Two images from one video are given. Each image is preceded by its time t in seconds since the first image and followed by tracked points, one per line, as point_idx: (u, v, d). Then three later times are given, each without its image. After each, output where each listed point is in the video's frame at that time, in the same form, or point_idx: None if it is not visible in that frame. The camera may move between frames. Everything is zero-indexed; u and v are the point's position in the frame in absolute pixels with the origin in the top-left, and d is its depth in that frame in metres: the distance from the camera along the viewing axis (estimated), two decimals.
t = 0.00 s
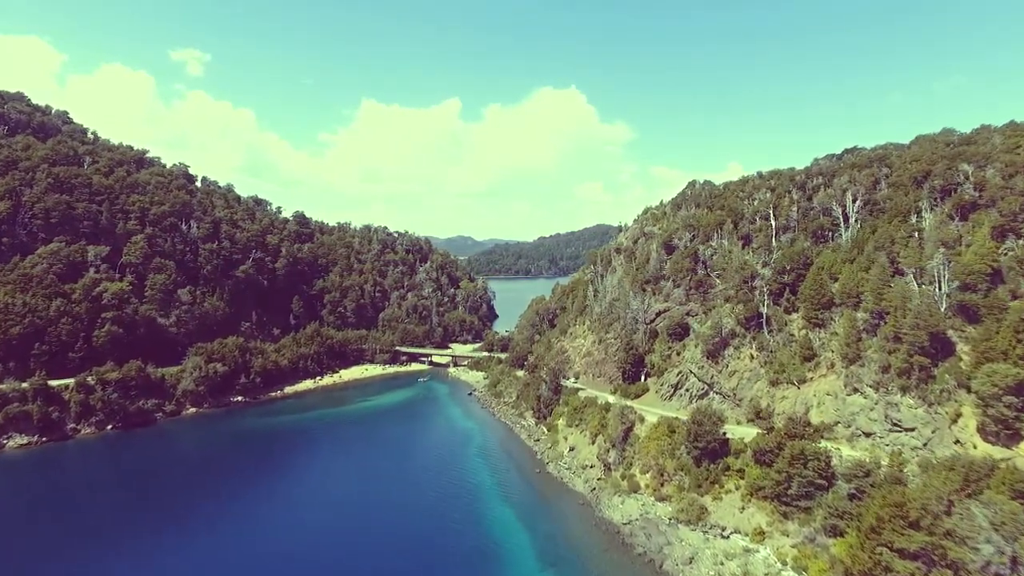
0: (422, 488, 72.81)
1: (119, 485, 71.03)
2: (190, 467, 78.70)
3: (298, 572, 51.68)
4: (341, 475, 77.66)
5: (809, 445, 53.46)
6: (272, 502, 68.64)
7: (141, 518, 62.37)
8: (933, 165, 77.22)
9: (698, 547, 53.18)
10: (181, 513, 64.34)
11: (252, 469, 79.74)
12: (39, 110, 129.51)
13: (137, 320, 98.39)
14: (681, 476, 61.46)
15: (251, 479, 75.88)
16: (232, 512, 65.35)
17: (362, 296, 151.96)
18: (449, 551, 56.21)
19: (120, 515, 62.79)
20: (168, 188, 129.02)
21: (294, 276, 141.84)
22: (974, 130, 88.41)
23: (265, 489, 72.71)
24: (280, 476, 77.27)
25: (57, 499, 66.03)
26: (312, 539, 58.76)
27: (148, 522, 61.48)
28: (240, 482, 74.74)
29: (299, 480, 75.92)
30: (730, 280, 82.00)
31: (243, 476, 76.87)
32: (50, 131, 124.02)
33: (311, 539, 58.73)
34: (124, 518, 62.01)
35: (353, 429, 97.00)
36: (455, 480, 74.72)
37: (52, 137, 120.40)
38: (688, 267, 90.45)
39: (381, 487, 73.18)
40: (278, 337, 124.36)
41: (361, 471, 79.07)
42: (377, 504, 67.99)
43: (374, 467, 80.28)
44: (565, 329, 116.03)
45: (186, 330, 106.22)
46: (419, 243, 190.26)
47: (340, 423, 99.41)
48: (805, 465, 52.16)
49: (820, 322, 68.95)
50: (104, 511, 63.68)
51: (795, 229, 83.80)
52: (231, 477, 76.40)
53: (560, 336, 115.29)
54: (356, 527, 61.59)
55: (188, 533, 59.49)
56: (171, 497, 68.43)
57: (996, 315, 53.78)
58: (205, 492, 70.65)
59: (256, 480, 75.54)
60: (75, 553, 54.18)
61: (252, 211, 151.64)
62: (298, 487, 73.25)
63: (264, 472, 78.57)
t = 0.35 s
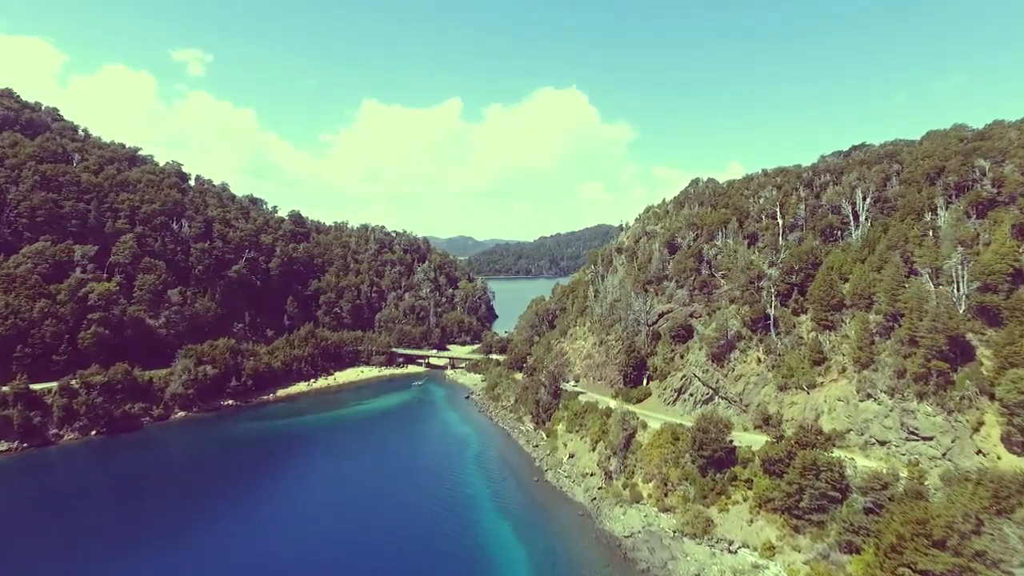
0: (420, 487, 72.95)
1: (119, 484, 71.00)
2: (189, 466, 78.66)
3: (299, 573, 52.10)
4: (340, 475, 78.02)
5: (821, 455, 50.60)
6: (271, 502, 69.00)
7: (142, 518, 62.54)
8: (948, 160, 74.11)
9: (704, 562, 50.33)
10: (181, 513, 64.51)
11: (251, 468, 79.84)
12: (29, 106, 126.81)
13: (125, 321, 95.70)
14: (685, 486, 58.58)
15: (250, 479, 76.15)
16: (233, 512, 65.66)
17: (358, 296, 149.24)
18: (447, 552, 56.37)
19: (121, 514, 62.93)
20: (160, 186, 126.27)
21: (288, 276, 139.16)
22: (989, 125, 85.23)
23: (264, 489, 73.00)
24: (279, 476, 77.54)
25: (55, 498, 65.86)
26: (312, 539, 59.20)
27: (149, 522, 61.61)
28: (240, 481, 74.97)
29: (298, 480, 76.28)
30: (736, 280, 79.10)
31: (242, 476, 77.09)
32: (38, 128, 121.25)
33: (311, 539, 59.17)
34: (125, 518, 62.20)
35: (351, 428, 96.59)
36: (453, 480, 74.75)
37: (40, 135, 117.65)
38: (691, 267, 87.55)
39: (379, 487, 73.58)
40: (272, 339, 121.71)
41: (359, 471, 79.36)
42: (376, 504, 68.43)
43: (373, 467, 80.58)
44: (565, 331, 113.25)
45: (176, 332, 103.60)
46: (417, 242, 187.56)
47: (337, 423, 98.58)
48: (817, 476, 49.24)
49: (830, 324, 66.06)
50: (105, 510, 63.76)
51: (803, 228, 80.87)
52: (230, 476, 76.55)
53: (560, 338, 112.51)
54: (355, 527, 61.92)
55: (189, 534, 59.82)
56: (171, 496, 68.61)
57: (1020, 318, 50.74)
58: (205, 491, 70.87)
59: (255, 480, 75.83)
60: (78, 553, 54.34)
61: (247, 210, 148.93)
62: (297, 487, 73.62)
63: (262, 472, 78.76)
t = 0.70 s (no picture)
0: (418, 488, 72.40)
1: (117, 485, 70.37)
2: (186, 467, 78.08)
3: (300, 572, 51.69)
4: (338, 475, 77.57)
5: (833, 467, 47.70)
6: (271, 501, 68.62)
7: (141, 518, 61.92)
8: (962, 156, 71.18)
9: None
10: (180, 513, 63.98)
11: (248, 469, 79.27)
12: (15, 102, 123.81)
13: (109, 323, 92.82)
14: (688, 498, 55.73)
15: (248, 479, 75.73)
16: (232, 512, 65.20)
17: (353, 297, 146.39)
18: (447, 553, 55.82)
19: (120, 514, 62.37)
20: (149, 184, 123.32)
21: (281, 277, 136.28)
22: (1002, 120, 82.26)
23: (262, 489, 72.56)
24: (276, 476, 77.09)
25: (52, 500, 65.08)
26: (312, 538, 58.81)
27: (148, 522, 61.04)
28: (238, 482, 74.47)
29: (296, 480, 75.88)
30: (740, 281, 76.21)
31: (240, 476, 76.59)
32: (24, 125, 118.23)
33: (312, 538, 58.80)
34: (125, 518, 61.66)
35: (345, 430, 95.03)
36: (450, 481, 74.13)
37: (26, 131, 114.63)
38: (694, 267, 84.64)
39: (379, 487, 73.15)
40: (263, 341, 118.92)
41: (357, 472, 78.84)
42: (376, 504, 68.06)
43: (371, 468, 80.10)
44: (564, 332, 110.44)
45: (163, 333, 100.78)
46: (414, 242, 184.78)
47: (332, 425, 97.01)
48: (829, 490, 46.36)
49: (839, 327, 63.24)
50: (104, 511, 63.14)
51: (810, 226, 77.89)
52: (227, 477, 76.03)
53: (559, 340, 109.67)
54: (355, 527, 61.49)
55: (189, 533, 59.36)
56: (170, 497, 68.08)
57: None
58: (203, 492, 70.41)
59: (253, 480, 75.37)
60: (78, 553, 53.70)
61: (240, 209, 146.01)
62: (295, 487, 73.23)
63: (260, 472, 78.29)
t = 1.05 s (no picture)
0: (419, 488, 71.30)
1: (114, 485, 69.56)
2: (185, 466, 77.28)
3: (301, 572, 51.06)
4: (338, 474, 76.68)
5: (848, 479, 44.79)
6: (271, 500, 68.10)
7: (139, 518, 61.20)
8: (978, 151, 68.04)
9: None
10: (178, 514, 63.20)
11: (247, 467, 78.44)
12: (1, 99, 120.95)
13: (93, 325, 89.81)
14: (692, 511, 52.72)
15: (248, 477, 75.03)
16: (230, 513, 64.38)
17: (347, 298, 143.40)
18: (447, 553, 55.04)
19: (120, 514, 61.87)
20: (138, 183, 120.37)
21: (273, 278, 133.38)
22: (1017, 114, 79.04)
23: (262, 487, 71.85)
24: (276, 475, 76.33)
25: (50, 500, 64.41)
26: (312, 538, 58.17)
27: (146, 522, 60.33)
28: (237, 481, 73.68)
29: (296, 479, 75.17)
30: (745, 282, 73.20)
31: (239, 475, 75.85)
32: (10, 122, 115.34)
33: (312, 538, 58.14)
34: (124, 517, 61.10)
35: (336, 436, 91.76)
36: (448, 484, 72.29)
37: (11, 128, 111.73)
38: (697, 267, 81.54)
39: (380, 485, 72.50)
40: (254, 343, 116.02)
41: (357, 471, 77.86)
42: (377, 502, 67.46)
43: (371, 467, 79.14)
44: (562, 335, 107.47)
45: (150, 336, 97.84)
46: (411, 242, 181.74)
47: (325, 429, 94.18)
48: (844, 505, 43.40)
49: (850, 330, 60.26)
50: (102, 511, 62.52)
51: (817, 225, 74.78)
52: (226, 476, 75.23)
53: (557, 343, 106.71)
54: (356, 526, 60.72)
55: (188, 533, 58.72)
56: (169, 496, 67.47)
57: None
58: (202, 492, 69.71)
59: (253, 480, 74.59)
60: (76, 554, 53.20)
61: (232, 208, 143.09)
62: (294, 486, 72.46)
63: (259, 471, 77.51)
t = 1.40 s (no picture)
0: (412, 486, 72.70)
1: (113, 485, 70.66)
2: (183, 465, 78.50)
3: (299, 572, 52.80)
4: (334, 472, 78.26)
5: (866, 494, 41.72)
6: (271, 503, 69.36)
7: (140, 519, 62.56)
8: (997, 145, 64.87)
9: None
10: (178, 514, 64.76)
11: (244, 467, 79.72)
12: None
13: (75, 328, 86.78)
14: (698, 526, 49.61)
15: (246, 477, 76.57)
16: (230, 514, 66.20)
17: (342, 299, 140.46)
18: (442, 560, 54.14)
19: (122, 516, 63.08)
20: (128, 181, 117.39)
21: (266, 278, 130.50)
22: None
23: (259, 488, 73.44)
24: (272, 474, 77.77)
25: (53, 499, 65.45)
26: (309, 539, 59.83)
27: (147, 524, 61.81)
28: (235, 482, 75.12)
29: (293, 478, 76.75)
30: (752, 283, 70.21)
31: (237, 474, 77.31)
32: None
33: (309, 539, 59.90)
34: (125, 517, 62.51)
35: (326, 442, 88.84)
36: (443, 493, 69.79)
37: None
38: (701, 267, 78.53)
39: (377, 485, 73.61)
40: (246, 345, 113.19)
41: (352, 469, 79.18)
42: (375, 502, 68.63)
43: (366, 465, 80.55)
44: (562, 337, 104.56)
45: (136, 339, 94.92)
46: (408, 242, 178.73)
47: (317, 436, 91.14)
48: (863, 523, 40.32)
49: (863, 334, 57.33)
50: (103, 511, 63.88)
51: (827, 223, 71.72)
52: (224, 476, 76.58)
53: (556, 345, 103.83)
54: (351, 527, 62.46)
55: (188, 535, 60.34)
56: (168, 498, 68.87)
57: None
58: (201, 493, 71.26)
59: (250, 479, 76.14)
60: (79, 553, 54.45)
61: (225, 207, 140.20)
62: (291, 486, 74.14)
63: (256, 470, 78.93)
